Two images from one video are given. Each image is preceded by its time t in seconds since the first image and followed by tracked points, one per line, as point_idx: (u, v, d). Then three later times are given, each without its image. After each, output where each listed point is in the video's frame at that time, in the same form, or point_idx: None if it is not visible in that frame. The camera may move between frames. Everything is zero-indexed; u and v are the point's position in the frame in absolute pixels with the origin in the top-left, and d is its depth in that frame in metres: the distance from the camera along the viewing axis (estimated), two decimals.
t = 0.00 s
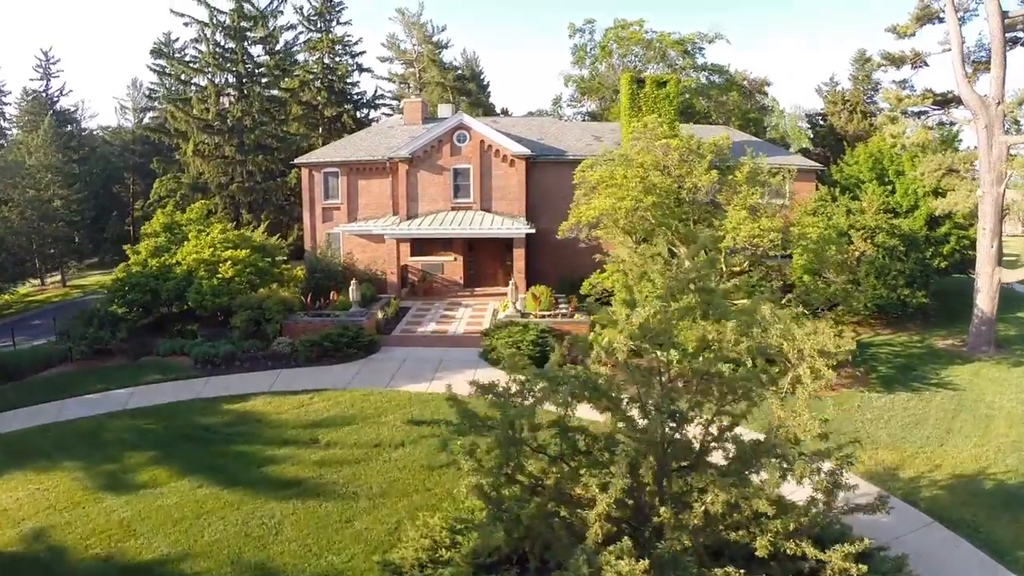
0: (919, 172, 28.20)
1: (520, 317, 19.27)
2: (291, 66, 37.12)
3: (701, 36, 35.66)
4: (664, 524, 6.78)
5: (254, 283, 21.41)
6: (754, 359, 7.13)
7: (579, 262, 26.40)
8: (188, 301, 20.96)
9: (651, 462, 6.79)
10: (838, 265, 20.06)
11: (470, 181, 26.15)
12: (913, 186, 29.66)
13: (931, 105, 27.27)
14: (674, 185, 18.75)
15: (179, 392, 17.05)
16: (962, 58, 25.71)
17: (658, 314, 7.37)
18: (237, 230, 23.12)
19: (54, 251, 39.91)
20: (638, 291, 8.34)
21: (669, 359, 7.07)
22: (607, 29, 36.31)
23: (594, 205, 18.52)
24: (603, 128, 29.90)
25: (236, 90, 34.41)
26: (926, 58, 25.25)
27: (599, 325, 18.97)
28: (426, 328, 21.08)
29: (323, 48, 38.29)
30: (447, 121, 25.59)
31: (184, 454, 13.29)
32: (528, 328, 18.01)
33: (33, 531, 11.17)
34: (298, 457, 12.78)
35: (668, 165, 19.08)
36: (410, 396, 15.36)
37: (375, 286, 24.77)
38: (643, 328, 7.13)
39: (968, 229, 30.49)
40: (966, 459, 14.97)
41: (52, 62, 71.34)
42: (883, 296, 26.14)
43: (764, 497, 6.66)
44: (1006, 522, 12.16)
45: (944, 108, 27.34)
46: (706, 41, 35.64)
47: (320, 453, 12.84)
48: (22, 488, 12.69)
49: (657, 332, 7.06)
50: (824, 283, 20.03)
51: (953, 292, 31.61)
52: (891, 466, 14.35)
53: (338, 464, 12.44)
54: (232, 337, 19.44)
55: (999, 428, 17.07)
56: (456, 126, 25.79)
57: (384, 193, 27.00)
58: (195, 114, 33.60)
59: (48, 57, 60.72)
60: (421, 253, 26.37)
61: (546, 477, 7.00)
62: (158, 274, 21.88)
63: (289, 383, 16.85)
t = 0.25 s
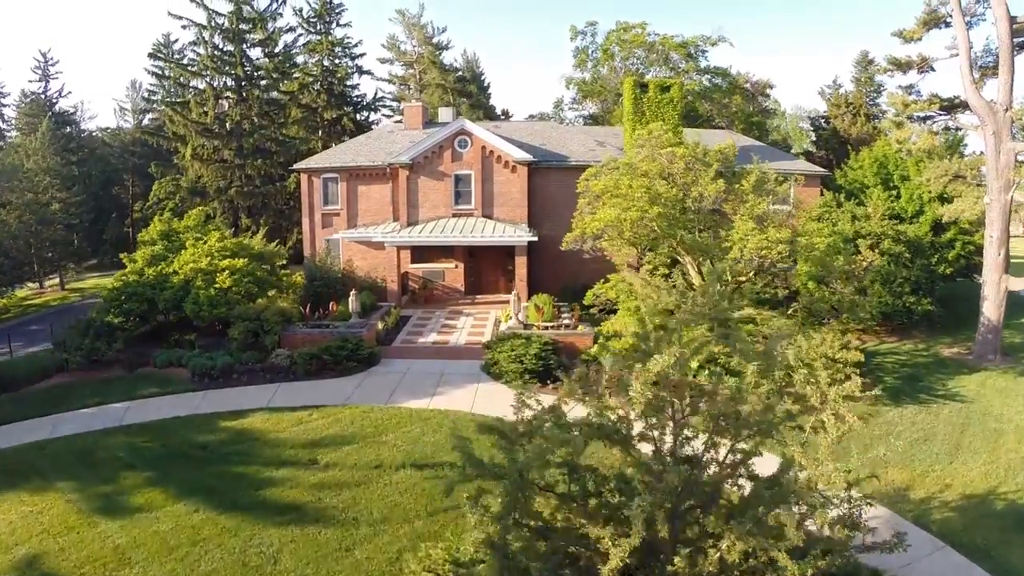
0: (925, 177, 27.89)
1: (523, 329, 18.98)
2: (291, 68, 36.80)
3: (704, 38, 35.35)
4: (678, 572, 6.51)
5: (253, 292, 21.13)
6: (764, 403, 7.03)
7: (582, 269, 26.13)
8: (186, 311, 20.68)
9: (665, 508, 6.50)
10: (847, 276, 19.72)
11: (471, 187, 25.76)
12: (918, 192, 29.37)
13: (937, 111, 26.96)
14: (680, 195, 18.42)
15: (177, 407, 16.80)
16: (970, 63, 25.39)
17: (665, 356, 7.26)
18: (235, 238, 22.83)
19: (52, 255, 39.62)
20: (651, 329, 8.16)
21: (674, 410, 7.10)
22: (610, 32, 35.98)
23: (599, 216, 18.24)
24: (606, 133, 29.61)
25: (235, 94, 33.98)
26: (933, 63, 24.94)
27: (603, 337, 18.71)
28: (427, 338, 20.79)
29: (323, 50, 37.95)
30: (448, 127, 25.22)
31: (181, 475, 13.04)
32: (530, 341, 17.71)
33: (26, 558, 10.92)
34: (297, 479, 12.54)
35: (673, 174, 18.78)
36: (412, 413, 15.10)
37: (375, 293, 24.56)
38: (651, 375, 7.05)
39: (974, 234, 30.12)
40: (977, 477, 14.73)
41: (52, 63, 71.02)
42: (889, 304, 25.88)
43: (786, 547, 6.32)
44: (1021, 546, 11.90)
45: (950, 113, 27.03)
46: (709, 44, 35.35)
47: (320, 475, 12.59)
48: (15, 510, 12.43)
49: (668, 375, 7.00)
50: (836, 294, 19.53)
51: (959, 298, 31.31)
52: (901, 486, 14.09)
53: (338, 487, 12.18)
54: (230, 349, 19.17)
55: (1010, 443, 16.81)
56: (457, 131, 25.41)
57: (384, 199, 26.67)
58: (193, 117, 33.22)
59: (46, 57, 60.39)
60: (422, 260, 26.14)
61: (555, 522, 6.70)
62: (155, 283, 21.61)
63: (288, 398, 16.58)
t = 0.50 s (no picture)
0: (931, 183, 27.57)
1: (525, 341, 18.68)
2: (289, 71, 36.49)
3: (707, 41, 35.05)
4: None
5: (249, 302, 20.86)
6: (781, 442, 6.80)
7: (584, 275, 25.78)
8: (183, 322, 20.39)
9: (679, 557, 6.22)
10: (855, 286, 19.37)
11: (472, 194, 25.42)
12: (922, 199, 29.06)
13: (943, 116, 26.65)
14: (686, 204, 18.11)
15: (172, 422, 16.50)
16: (977, 68, 25.09)
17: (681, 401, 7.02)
18: (233, 247, 22.53)
19: (50, 259, 39.32)
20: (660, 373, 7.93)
21: (690, 451, 6.91)
22: (612, 35, 35.70)
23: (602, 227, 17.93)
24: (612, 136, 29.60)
25: (233, 97, 33.42)
26: (940, 68, 24.63)
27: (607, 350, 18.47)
28: (427, 350, 20.47)
29: (322, 52, 37.59)
30: (449, 132, 24.83)
31: (177, 497, 12.77)
32: (533, 354, 17.41)
33: None
34: (296, 501, 12.26)
35: (678, 183, 18.47)
36: (413, 431, 14.81)
37: (375, 302, 24.24)
38: (667, 423, 6.86)
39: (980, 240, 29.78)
40: (987, 496, 14.47)
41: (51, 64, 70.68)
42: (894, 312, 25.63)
43: None
44: None
45: (957, 119, 26.72)
46: (712, 47, 35.03)
47: (320, 497, 12.32)
48: (7, 533, 12.15)
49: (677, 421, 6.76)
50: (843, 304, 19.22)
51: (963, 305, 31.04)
52: (911, 507, 13.83)
53: (337, 510, 11.91)
54: (228, 361, 18.90)
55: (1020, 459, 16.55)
56: (458, 137, 25.06)
57: (384, 205, 26.36)
58: (190, 120, 32.74)
59: (45, 58, 60.01)
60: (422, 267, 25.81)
61: (565, 570, 6.30)
62: (151, 293, 21.32)
63: (286, 414, 16.29)
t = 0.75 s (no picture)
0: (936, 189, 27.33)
1: (527, 353, 18.43)
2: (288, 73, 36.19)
3: (710, 44, 34.73)
4: None
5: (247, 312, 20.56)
6: (798, 489, 6.56)
7: (587, 283, 25.50)
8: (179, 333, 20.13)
9: None
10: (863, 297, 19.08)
11: (473, 201, 25.11)
12: (926, 204, 28.88)
13: (950, 122, 26.34)
14: (691, 215, 17.84)
15: (169, 439, 16.24)
16: (985, 74, 24.79)
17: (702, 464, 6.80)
18: (231, 255, 22.25)
19: (47, 263, 39.03)
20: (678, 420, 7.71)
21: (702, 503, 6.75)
22: (613, 37, 35.40)
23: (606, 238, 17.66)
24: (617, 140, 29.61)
25: (231, 100, 33.04)
26: (947, 74, 24.33)
27: (611, 363, 18.25)
28: (428, 361, 20.21)
29: (321, 54, 37.24)
30: (450, 138, 24.51)
31: (174, 519, 12.52)
32: (536, 368, 17.16)
33: None
34: (295, 525, 12.01)
35: (683, 193, 18.19)
36: (414, 450, 14.59)
37: (375, 310, 24.00)
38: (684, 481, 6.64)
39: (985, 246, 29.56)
40: (996, 515, 14.25)
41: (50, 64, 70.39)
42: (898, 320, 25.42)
43: None
44: None
45: (963, 125, 26.42)
46: (714, 50, 34.69)
47: (319, 521, 12.07)
48: None
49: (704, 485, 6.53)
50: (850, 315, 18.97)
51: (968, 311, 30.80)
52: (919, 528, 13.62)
53: (337, 535, 11.66)
54: (226, 374, 18.65)
55: None
56: (459, 143, 24.74)
57: (384, 212, 26.06)
58: (188, 124, 32.44)
59: (42, 58, 59.58)
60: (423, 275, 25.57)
61: None
62: (148, 303, 21.05)
63: (285, 431, 16.06)
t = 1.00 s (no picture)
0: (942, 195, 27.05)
1: (529, 367, 18.14)
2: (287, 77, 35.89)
3: (712, 47, 34.44)
4: None
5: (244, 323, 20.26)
6: (816, 540, 6.28)
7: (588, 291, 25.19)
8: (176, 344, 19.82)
9: None
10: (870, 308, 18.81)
11: (473, 208, 24.76)
12: (930, 210, 28.69)
13: (956, 128, 25.97)
14: (696, 226, 17.57)
15: (165, 455, 15.96)
16: (992, 80, 24.47)
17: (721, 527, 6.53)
18: (228, 264, 21.94)
19: (44, 267, 38.74)
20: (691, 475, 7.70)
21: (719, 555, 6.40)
22: (615, 41, 35.11)
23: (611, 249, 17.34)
24: (619, 145, 29.36)
25: (229, 104, 32.61)
26: (955, 79, 24.01)
27: (614, 376, 17.98)
28: (428, 373, 19.89)
29: (320, 57, 36.89)
30: (450, 145, 24.14)
31: (169, 543, 12.24)
32: (538, 383, 16.86)
33: None
34: (292, 551, 11.72)
35: (688, 203, 17.94)
36: (414, 470, 14.31)
37: (374, 320, 23.70)
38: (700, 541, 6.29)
39: (989, 253, 29.30)
40: (1007, 536, 13.99)
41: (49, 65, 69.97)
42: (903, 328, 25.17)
43: None
44: None
45: (969, 131, 26.04)
46: (717, 53, 34.39)
47: (317, 546, 11.77)
48: None
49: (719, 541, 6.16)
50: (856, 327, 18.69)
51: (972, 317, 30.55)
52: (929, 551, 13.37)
53: (336, 561, 11.38)
54: (223, 387, 18.37)
55: None
56: (459, 149, 24.38)
57: (383, 219, 25.69)
58: (185, 128, 32.09)
59: (40, 59, 59.17)
60: (422, 282, 25.25)
61: None
62: (144, 313, 20.75)
63: (283, 448, 15.76)
